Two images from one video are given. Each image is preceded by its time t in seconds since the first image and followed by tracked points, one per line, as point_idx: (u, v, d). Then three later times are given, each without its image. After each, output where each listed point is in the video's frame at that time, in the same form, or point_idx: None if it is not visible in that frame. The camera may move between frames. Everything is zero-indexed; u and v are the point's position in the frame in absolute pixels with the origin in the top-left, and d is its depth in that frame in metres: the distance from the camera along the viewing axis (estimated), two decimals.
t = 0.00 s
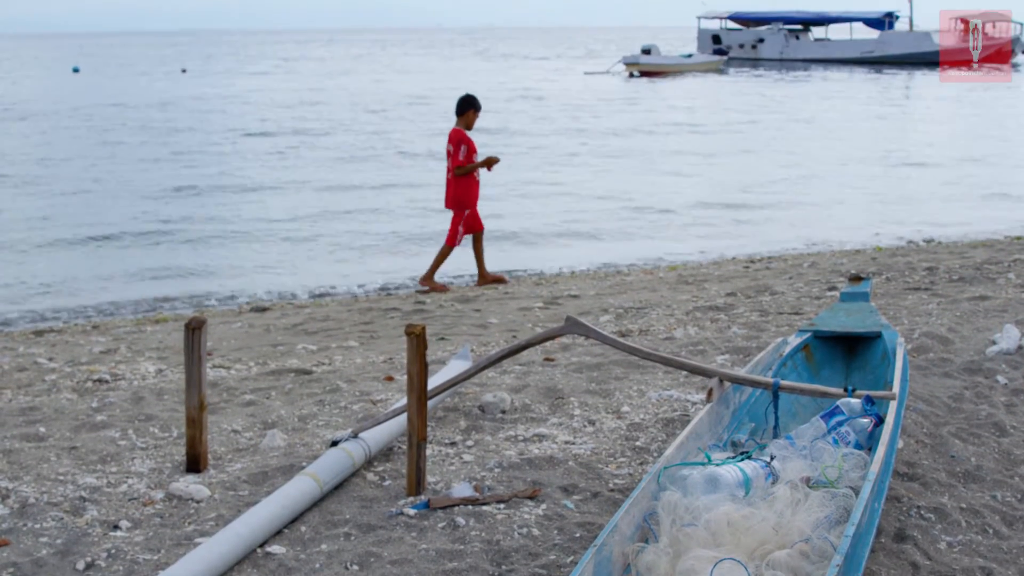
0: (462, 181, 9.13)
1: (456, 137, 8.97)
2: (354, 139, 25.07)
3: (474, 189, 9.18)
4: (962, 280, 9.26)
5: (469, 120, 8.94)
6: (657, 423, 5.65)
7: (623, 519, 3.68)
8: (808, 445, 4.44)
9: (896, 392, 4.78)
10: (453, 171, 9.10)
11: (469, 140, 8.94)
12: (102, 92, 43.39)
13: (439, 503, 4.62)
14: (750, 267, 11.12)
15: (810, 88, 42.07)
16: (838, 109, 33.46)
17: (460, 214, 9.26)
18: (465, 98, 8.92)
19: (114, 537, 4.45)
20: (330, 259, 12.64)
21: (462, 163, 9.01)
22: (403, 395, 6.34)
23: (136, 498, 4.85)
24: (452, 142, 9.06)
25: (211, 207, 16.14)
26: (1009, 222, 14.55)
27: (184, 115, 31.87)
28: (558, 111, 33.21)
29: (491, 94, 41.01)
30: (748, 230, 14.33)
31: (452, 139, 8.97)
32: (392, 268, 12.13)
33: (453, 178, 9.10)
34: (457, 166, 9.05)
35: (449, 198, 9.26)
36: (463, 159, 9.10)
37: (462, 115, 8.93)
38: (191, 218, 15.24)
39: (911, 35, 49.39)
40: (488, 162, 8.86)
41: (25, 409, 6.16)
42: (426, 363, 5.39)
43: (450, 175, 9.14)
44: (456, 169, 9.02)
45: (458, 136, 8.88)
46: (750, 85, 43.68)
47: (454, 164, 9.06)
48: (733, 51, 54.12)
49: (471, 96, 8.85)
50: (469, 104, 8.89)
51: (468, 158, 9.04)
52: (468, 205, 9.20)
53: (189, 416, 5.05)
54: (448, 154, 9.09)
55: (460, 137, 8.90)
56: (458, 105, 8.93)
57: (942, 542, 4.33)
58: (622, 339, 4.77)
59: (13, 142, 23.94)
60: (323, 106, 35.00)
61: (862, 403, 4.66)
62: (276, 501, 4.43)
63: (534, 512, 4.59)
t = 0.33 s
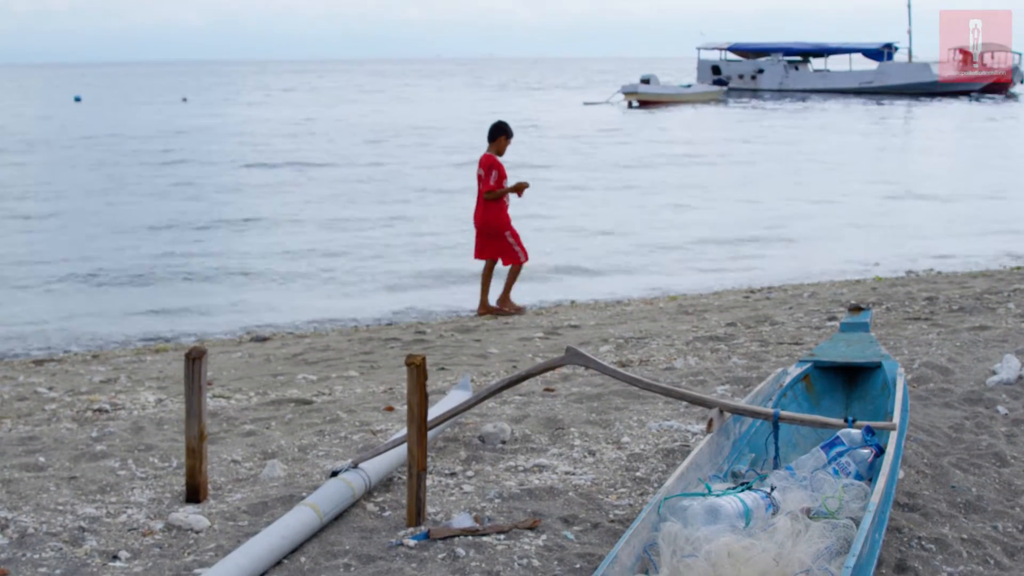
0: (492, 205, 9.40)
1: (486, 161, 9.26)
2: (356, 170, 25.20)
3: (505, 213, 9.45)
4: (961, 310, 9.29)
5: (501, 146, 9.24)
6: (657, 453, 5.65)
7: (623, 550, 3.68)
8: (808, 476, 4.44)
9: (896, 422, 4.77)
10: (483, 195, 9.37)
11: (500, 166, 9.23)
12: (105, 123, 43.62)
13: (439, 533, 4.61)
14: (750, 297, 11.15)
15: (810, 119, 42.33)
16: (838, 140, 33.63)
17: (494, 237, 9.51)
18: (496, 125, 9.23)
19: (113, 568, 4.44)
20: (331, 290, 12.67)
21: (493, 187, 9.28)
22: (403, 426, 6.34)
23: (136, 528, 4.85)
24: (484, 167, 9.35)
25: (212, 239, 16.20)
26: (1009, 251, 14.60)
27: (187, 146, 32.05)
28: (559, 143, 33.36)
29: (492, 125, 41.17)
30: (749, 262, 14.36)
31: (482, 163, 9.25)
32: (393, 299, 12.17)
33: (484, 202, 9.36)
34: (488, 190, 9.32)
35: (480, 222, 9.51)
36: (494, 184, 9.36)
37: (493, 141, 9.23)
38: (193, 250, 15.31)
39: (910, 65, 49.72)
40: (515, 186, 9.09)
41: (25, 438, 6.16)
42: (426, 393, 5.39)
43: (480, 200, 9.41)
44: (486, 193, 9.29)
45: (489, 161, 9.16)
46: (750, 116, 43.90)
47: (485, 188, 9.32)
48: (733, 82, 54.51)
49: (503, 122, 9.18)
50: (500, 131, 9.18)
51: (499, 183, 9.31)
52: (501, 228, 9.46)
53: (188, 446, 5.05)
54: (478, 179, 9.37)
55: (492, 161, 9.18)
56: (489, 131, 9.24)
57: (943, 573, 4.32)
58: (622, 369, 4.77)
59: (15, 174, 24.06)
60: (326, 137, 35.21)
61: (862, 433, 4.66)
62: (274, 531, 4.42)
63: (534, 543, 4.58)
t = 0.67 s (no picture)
0: (532, 231, 9.46)
1: (524, 188, 9.29)
2: (356, 196, 25.26)
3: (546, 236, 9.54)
4: (962, 336, 9.29)
5: (536, 172, 9.27)
6: (657, 479, 5.65)
7: None
8: (808, 502, 4.44)
9: (896, 448, 4.76)
10: (522, 222, 9.40)
11: (537, 192, 9.30)
12: (106, 148, 43.75)
13: (439, 559, 4.60)
14: (750, 322, 11.16)
15: (810, 144, 42.49)
16: (838, 165, 33.75)
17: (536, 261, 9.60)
18: (531, 151, 9.24)
19: None
20: (331, 316, 12.68)
21: (533, 216, 9.33)
22: (403, 451, 6.34)
23: (134, 554, 4.84)
24: (518, 194, 9.38)
25: (213, 266, 16.24)
26: (1009, 277, 14.62)
27: (188, 172, 32.12)
28: (558, 168, 33.42)
29: (493, 151, 41.33)
30: (748, 288, 14.37)
31: (520, 191, 9.28)
32: (393, 326, 12.18)
33: (525, 229, 9.41)
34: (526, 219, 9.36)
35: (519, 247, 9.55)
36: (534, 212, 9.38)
37: (528, 167, 9.26)
38: (194, 277, 15.34)
39: (910, 91, 49.97)
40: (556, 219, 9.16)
41: (24, 463, 6.16)
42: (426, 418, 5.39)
43: (520, 227, 9.44)
44: (527, 220, 9.33)
45: (528, 189, 9.20)
46: (749, 141, 44.00)
47: (524, 216, 9.35)
48: (733, 108, 54.78)
49: (537, 148, 9.20)
50: (535, 157, 9.20)
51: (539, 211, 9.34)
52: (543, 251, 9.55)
53: (188, 471, 5.04)
54: (516, 206, 9.39)
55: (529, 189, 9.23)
56: (524, 159, 9.25)
57: None
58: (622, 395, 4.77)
59: (16, 200, 24.12)
60: (327, 163, 35.34)
61: (863, 459, 4.66)
62: (274, 558, 4.42)
63: (533, 569, 4.57)
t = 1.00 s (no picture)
0: (555, 250, 9.54)
1: (549, 208, 9.35)
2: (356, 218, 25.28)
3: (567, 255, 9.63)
4: (962, 357, 9.30)
5: (562, 192, 9.35)
6: (657, 500, 5.64)
7: None
8: (809, 524, 4.44)
9: (897, 469, 4.77)
10: (546, 241, 9.47)
11: (562, 211, 9.38)
12: (106, 170, 43.84)
13: None
14: (750, 344, 11.17)
15: (810, 166, 42.61)
16: (838, 187, 33.85)
17: (557, 280, 9.69)
18: (556, 171, 9.33)
19: None
20: (332, 337, 12.69)
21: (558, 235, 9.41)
22: (403, 473, 6.34)
23: None
24: (542, 213, 9.45)
25: (213, 286, 16.26)
26: (1009, 299, 14.63)
27: (188, 193, 32.17)
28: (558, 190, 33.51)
29: (493, 172, 41.44)
30: (748, 309, 14.37)
31: (545, 210, 9.34)
32: (393, 347, 12.17)
33: (549, 248, 9.48)
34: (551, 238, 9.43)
35: (542, 268, 9.61)
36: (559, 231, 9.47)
37: (554, 187, 9.33)
38: (195, 297, 15.36)
39: (910, 113, 50.18)
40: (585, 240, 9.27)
41: (24, 484, 6.16)
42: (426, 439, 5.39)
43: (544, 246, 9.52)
44: (552, 240, 9.40)
45: (554, 209, 9.27)
46: (749, 163, 44.13)
47: (548, 235, 9.41)
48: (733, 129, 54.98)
49: (562, 168, 9.28)
50: (561, 177, 9.29)
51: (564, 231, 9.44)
52: (565, 270, 9.63)
53: (188, 493, 5.03)
54: (540, 225, 9.45)
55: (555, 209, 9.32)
56: (549, 178, 9.31)
57: None
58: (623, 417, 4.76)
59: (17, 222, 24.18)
60: (327, 184, 35.43)
61: (863, 481, 4.65)
62: None
63: None
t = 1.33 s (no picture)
0: (581, 263, 9.66)
1: (576, 222, 9.46)
2: (356, 231, 25.29)
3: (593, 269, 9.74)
4: (963, 370, 9.30)
5: (588, 206, 9.41)
6: (658, 514, 5.64)
7: None
8: (810, 537, 4.43)
9: (897, 483, 4.77)
10: (572, 255, 9.59)
11: (590, 225, 9.46)
12: (106, 183, 43.91)
13: None
14: (750, 357, 11.16)
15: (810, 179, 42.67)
16: (839, 201, 33.87)
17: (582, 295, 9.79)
18: (583, 185, 9.39)
19: None
20: (333, 350, 12.70)
21: (584, 248, 9.51)
22: (404, 486, 6.33)
23: None
24: (570, 227, 9.56)
25: (214, 300, 16.27)
26: (1010, 313, 14.63)
27: (189, 207, 32.19)
28: (559, 203, 33.55)
29: (495, 186, 41.51)
30: (749, 323, 14.38)
31: (572, 224, 9.45)
32: (394, 360, 12.16)
33: (575, 261, 9.60)
34: (577, 251, 9.55)
35: (567, 281, 9.74)
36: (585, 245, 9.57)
37: (580, 202, 9.39)
38: (196, 310, 15.37)
39: (910, 127, 50.30)
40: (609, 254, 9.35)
41: (25, 498, 6.16)
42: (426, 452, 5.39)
43: (570, 260, 9.64)
44: (578, 252, 9.53)
45: (580, 223, 9.36)
46: (749, 177, 44.17)
47: (575, 248, 9.54)
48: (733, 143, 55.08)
49: (588, 182, 9.34)
50: (587, 191, 9.34)
51: (590, 244, 9.53)
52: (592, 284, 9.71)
53: (189, 507, 5.03)
54: (567, 239, 9.57)
55: (580, 223, 9.42)
56: (576, 193, 9.37)
57: None
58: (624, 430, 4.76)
59: (18, 236, 24.19)
60: (329, 197, 35.46)
61: (864, 495, 4.64)
62: None
63: None
